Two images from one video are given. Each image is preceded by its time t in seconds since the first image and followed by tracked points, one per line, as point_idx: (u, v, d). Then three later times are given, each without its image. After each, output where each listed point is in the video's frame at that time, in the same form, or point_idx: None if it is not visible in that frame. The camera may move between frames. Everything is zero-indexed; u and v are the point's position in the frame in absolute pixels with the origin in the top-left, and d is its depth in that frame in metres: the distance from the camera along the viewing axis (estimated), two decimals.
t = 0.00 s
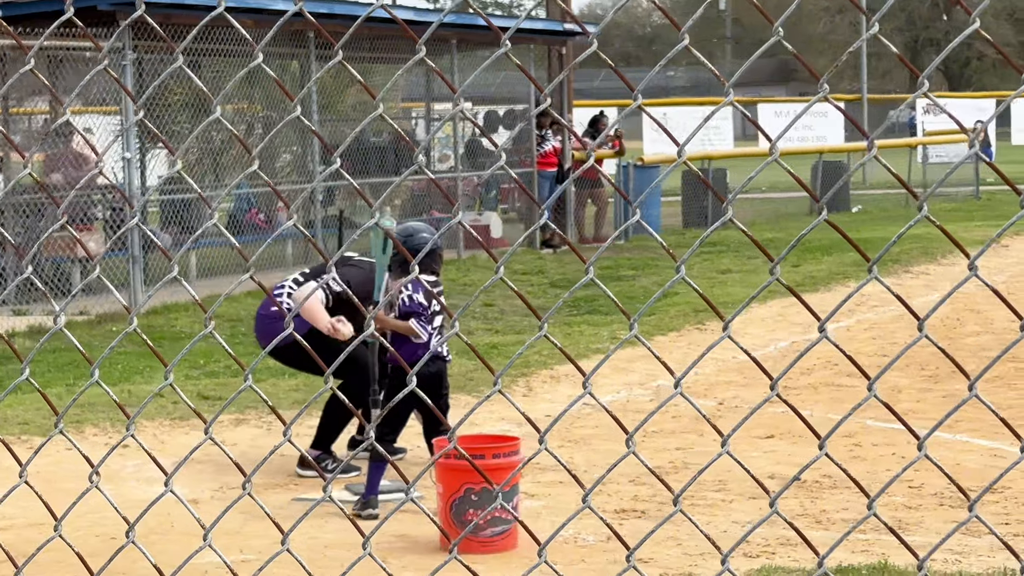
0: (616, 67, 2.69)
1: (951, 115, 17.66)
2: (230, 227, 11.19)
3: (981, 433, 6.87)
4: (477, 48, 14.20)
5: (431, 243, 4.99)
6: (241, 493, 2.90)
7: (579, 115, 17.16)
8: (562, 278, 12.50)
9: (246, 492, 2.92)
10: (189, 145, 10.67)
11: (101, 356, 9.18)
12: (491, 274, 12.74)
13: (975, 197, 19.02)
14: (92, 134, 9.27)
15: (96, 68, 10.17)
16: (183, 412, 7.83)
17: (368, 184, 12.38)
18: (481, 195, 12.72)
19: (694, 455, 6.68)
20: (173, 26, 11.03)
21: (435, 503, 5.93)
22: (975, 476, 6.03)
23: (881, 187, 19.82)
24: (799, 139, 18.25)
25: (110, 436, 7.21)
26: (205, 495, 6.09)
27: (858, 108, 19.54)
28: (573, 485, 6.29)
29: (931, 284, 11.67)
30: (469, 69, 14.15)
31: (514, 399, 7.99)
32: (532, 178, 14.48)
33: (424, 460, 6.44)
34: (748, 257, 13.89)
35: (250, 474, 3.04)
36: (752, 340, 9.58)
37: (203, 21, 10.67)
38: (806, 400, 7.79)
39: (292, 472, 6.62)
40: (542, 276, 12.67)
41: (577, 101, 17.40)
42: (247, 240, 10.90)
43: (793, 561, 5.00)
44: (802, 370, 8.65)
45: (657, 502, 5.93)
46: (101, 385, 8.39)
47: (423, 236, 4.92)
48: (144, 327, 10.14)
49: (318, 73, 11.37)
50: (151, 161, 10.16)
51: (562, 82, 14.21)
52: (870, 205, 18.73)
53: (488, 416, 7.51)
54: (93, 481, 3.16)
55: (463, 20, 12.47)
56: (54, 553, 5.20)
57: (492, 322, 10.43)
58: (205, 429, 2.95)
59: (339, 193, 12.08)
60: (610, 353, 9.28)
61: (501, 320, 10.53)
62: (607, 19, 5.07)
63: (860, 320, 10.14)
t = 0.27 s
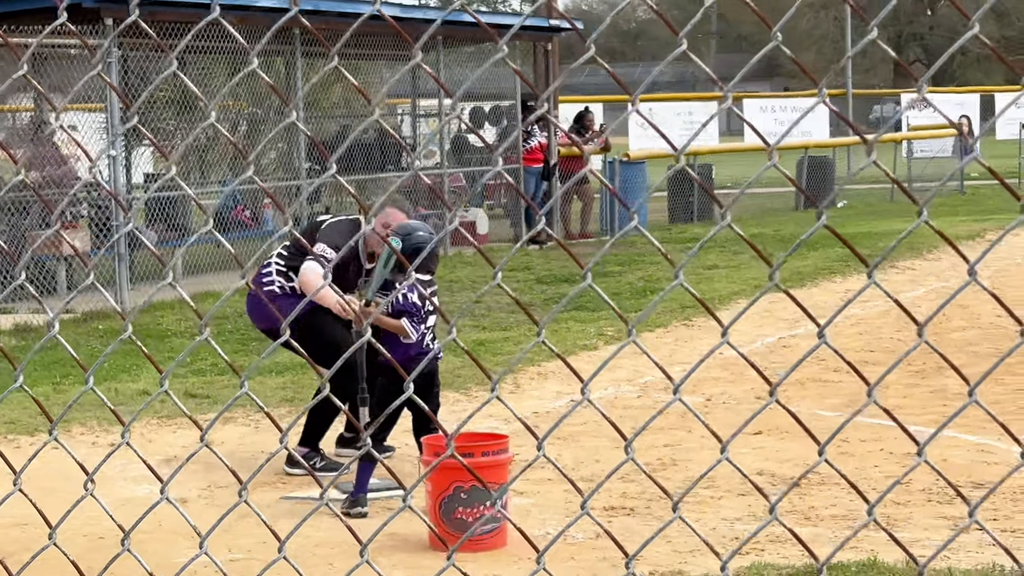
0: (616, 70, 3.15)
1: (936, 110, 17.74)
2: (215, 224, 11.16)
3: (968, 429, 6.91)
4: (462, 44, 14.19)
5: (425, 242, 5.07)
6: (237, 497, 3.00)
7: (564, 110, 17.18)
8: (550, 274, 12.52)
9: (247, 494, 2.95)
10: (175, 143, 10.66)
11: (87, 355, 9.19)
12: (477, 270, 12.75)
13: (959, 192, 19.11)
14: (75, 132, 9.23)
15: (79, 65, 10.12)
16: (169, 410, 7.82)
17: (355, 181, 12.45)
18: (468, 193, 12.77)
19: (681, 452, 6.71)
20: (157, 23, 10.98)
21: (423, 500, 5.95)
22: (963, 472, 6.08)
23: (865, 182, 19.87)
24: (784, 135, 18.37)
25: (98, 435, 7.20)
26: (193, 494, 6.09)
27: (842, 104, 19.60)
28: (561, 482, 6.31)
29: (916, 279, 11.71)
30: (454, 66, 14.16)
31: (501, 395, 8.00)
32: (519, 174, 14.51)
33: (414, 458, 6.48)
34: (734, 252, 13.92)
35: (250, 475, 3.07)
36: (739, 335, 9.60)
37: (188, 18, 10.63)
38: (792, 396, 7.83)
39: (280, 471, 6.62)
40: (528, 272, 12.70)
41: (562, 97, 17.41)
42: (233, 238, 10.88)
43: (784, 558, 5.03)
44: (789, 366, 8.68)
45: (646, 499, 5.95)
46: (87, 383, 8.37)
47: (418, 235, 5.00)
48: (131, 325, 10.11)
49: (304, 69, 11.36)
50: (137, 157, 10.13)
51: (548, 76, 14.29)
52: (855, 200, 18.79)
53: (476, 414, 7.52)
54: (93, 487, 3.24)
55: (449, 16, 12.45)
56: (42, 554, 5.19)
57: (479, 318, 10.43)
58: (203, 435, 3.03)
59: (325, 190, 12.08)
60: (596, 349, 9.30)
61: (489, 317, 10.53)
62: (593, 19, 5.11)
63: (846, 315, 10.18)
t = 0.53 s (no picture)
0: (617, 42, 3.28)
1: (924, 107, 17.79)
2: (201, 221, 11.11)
3: (960, 424, 6.92)
4: (450, 41, 14.22)
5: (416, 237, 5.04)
6: (241, 487, 2.91)
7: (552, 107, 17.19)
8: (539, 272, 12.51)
9: (245, 488, 2.95)
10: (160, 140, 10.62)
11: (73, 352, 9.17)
12: (465, 268, 12.72)
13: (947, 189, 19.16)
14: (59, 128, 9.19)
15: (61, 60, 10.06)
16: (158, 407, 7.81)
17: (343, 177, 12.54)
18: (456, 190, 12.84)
19: (673, 448, 6.72)
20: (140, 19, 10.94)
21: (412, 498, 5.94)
22: (955, 468, 6.09)
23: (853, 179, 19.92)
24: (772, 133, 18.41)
25: (86, 434, 7.18)
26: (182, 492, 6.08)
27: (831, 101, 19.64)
28: (551, 479, 6.30)
29: (906, 276, 11.73)
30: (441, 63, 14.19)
31: (489, 392, 7.98)
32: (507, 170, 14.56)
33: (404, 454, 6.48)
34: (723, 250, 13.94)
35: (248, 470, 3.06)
36: (730, 332, 9.61)
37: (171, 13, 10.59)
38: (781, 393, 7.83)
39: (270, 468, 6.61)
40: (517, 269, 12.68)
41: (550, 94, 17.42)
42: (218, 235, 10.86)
43: (777, 554, 5.04)
44: (780, 362, 8.69)
45: (638, 495, 5.96)
46: (74, 381, 8.35)
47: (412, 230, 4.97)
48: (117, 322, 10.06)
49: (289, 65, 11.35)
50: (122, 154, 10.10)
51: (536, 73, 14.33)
52: (843, 197, 18.84)
53: (468, 411, 7.52)
54: (95, 478, 3.10)
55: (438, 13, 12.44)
56: (27, 556, 5.17)
57: (469, 315, 10.43)
58: (206, 425, 2.94)
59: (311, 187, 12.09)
60: (584, 347, 9.29)
61: (479, 313, 10.53)
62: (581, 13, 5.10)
63: (837, 312, 10.19)
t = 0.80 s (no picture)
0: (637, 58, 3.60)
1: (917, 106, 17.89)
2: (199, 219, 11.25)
3: (953, 421, 7.01)
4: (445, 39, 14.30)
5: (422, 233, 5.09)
6: (255, 484, 3.05)
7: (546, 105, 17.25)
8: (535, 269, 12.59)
9: (259, 483, 3.31)
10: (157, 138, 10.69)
11: (71, 348, 9.24)
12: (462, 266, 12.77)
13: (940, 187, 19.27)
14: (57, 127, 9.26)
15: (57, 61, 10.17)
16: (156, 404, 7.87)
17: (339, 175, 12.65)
18: (453, 189, 12.96)
19: (668, 445, 6.80)
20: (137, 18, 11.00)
21: (413, 494, 6.01)
22: (947, 464, 6.17)
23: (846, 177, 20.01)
24: (765, 131, 18.49)
25: (86, 431, 7.24)
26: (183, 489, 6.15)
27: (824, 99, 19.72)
28: (551, 475, 6.37)
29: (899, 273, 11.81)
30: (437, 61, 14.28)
31: (488, 389, 8.05)
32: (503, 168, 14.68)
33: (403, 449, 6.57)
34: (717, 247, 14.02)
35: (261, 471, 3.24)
36: (724, 329, 9.69)
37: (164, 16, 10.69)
38: (779, 390, 7.91)
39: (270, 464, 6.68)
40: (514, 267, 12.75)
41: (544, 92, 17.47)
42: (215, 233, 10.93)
43: (773, 549, 5.12)
44: (774, 359, 8.77)
45: (634, 491, 6.04)
46: (73, 378, 8.41)
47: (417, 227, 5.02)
48: (115, 319, 10.13)
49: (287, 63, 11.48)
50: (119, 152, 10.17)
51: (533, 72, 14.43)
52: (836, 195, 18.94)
53: (465, 408, 7.59)
54: (110, 477, 3.25)
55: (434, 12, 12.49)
56: (31, 554, 5.23)
57: (465, 313, 10.49)
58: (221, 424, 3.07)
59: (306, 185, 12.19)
60: (581, 345, 9.35)
61: (475, 311, 10.59)
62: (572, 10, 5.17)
63: (830, 309, 10.27)
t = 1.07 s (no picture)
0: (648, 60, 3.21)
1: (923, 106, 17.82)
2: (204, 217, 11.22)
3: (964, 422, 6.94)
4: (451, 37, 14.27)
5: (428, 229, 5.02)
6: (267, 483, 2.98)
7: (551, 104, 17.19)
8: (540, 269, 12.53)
9: (273, 486, 3.08)
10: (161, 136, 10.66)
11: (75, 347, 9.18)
12: (467, 265, 12.71)
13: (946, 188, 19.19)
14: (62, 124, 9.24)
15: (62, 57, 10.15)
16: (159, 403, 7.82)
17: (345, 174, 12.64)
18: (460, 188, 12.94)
19: (676, 446, 6.74)
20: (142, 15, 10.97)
21: (420, 494, 5.95)
22: (959, 466, 6.11)
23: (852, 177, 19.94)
24: (771, 130, 18.42)
25: (88, 429, 7.19)
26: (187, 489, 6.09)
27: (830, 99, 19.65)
28: (559, 475, 6.31)
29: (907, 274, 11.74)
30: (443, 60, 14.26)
31: (495, 389, 7.98)
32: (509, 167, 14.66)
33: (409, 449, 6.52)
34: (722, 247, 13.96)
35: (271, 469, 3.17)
36: (731, 329, 9.62)
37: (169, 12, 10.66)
38: (788, 391, 7.84)
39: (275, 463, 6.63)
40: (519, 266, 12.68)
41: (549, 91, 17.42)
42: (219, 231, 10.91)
43: (783, 551, 5.05)
44: (782, 360, 8.71)
45: (643, 492, 5.98)
46: (75, 376, 8.37)
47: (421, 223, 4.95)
48: (119, 317, 10.09)
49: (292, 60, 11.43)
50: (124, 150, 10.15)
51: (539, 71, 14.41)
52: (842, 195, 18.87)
53: (471, 408, 7.53)
54: (119, 476, 3.18)
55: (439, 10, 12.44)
56: (33, 553, 5.18)
57: (470, 312, 10.43)
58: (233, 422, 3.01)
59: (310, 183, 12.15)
60: (589, 345, 9.29)
61: (480, 310, 10.54)
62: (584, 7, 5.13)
63: (838, 310, 10.20)
